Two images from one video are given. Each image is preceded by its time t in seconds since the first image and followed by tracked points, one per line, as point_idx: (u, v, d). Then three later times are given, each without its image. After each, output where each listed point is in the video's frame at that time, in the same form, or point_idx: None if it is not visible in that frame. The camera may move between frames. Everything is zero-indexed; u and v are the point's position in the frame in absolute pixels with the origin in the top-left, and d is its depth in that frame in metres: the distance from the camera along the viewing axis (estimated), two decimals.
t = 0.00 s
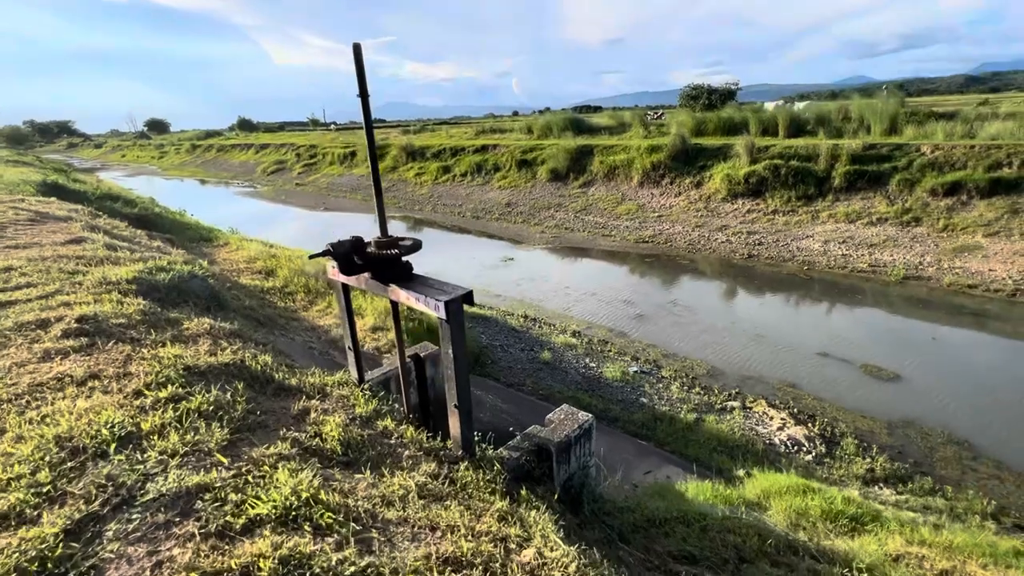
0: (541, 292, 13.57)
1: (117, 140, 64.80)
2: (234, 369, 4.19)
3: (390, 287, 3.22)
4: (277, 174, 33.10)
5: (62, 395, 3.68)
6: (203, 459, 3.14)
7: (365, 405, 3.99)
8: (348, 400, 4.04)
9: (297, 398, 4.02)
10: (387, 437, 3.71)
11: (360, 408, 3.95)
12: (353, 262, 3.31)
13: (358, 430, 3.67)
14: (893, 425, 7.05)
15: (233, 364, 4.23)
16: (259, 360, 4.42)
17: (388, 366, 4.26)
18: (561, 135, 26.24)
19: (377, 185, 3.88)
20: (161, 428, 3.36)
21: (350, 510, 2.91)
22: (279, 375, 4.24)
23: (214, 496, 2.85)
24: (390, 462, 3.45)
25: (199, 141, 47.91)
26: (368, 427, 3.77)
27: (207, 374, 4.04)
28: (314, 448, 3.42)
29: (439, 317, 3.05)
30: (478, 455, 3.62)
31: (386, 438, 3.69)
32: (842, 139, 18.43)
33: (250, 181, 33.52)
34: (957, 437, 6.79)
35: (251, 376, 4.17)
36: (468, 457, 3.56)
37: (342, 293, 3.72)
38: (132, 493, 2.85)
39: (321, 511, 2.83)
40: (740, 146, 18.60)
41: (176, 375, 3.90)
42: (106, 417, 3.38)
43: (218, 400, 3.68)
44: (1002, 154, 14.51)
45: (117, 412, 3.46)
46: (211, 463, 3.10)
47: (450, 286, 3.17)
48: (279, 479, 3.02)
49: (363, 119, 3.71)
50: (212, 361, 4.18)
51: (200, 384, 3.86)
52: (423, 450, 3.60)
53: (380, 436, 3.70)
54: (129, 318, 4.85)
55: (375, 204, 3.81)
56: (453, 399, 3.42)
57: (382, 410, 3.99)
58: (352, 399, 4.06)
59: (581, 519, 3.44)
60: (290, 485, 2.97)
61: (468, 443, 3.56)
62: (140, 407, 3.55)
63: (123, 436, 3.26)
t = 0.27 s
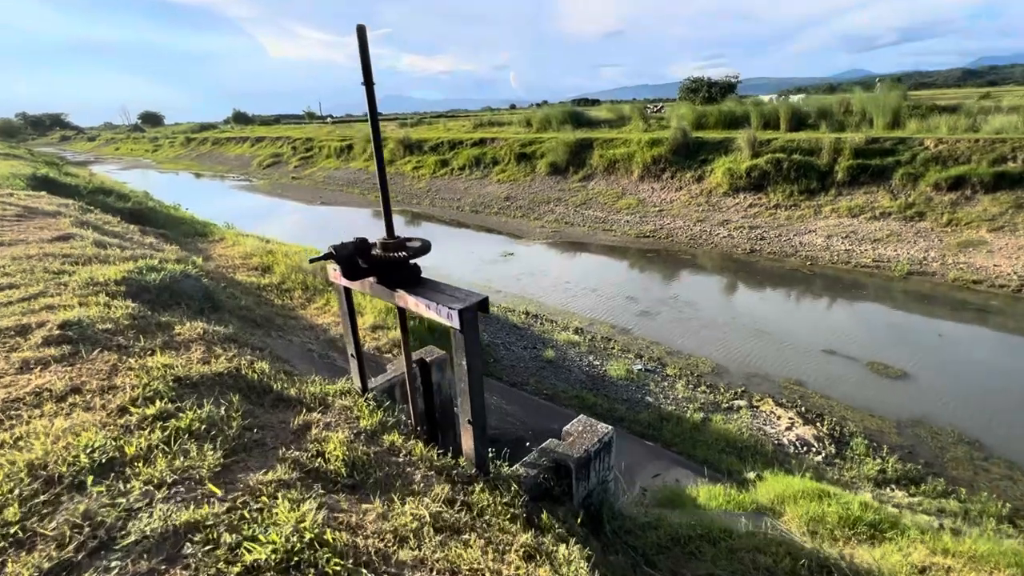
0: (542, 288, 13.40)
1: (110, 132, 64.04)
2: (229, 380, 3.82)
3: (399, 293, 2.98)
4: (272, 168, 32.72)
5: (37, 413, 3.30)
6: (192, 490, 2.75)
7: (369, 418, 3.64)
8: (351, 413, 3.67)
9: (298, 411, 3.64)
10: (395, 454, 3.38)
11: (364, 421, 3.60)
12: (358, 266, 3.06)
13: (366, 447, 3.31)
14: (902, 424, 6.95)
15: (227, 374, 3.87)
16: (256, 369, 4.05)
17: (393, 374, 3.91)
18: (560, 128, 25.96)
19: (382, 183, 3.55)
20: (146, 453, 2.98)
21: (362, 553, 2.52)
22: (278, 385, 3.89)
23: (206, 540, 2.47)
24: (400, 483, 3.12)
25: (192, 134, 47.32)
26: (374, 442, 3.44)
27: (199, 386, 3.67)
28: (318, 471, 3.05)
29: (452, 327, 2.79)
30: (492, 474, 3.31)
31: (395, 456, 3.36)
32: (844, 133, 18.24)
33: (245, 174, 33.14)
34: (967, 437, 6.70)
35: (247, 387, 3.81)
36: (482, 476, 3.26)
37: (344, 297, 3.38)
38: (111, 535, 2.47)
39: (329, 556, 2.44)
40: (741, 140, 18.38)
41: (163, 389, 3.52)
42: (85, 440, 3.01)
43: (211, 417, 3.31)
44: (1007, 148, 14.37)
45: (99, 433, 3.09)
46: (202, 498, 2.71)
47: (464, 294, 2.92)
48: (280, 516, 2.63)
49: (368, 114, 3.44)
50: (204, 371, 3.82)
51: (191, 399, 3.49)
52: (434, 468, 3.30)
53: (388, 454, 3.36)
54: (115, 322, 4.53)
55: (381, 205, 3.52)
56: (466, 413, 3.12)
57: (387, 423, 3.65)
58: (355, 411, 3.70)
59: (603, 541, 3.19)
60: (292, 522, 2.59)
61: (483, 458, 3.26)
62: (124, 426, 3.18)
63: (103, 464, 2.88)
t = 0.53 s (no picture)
0: (540, 280, 13.27)
1: (97, 124, 62.87)
2: (225, 392, 3.66)
3: (407, 300, 2.81)
4: (264, 160, 32.25)
5: (19, 435, 3.09)
6: (188, 524, 2.58)
7: (375, 429, 3.46)
8: (354, 423, 3.53)
9: (300, 425, 3.50)
10: (405, 470, 3.21)
11: (370, 433, 3.42)
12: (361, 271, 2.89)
13: (374, 463, 3.16)
14: (905, 417, 6.95)
15: (223, 385, 3.71)
16: (252, 378, 3.89)
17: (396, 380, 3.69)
18: (556, 118, 25.68)
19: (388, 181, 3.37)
20: (137, 480, 2.79)
21: None
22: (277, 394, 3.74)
23: None
24: (414, 502, 2.94)
25: (182, 126, 46.51)
26: (382, 457, 3.27)
27: (193, 400, 3.50)
28: (324, 492, 2.91)
29: (466, 335, 2.63)
30: (508, 489, 3.15)
31: (405, 471, 3.19)
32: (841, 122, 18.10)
33: (237, 167, 32.64)
34: (969, 428, 6.72)
35: (244, 399, 3.66)
36: (498, 490, 3.10)
37: (346, 302, 3.21)
38: None
39: None
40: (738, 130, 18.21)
41: (155, 406, 3.33)
42: (70, 466, 2.80)
43: (208, 434, 3.14)
44: (1004, 137, 14.30)
45: (83, 457, 2.89)
46: (200, 533, 2.53)
47: (476, 299, 2.76)
48: (284, 553, 2.48)
49: (373, 108, 3.26)
50: (198, 383, 3.64)
51: (185, 414, 3.31)
52: (446, 484, 3.13)
53: (397, 468, 3.21)
54: (104, 327, 4.36)
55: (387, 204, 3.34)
56: (481, 426, 2.98)
57: (394, 433, 3.48)
58: (361, 423, 3.52)
59: (624, 557, 3.06)
60: (299, 562, 2.43)
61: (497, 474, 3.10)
62: (113, 446, 2.99)
63: (90, 492, 2.68)
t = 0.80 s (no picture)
0: (529, 271, 13.14)
1: (66, 115, 60.65)
2: (210, 402, 3.47)
3: (409, 299, 2.67)
4: (242, 151, 31.40)
5: None
6: (175, 553, 2.42)
7: (375, 437, 3.28)
8: (352, 429, 3.36)
9: (294, 434, 3.33)
10: (410, 481, 3.04)
11: (370, 442, 3.24)
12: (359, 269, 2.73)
13: (378, 475, 2.99)
14: (895, 400, 7.04)
15: (208, 395, 3.52)
16: (240, 385, 3.70)
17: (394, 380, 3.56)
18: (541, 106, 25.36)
19: (385, 174, 3.20)
20: (117, 507, 2.61)
21: None
22: (267, 401, 3.56)
23: None
24: (423, 517, 2.77)
25: (154, 117, 45.01)
26: (384, 468, 3.09)
27: (177, 412, 3.31)
28: (325, 510, 2.75)
29: (474, 337, 2.50)
30: (521, 498, 2.95)
31: (410, 482, 3.02)
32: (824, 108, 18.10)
33: (214, 158, 31.74)
34: (958, 410, 6.84)
35: (233, 407, 3.48)
36: (512, 501, 2.90)
37: (341, 301, 3.05)
38: None
39: None
40: (724, 116, 18.13)
41: (135, 421, 3.13)
42: (42, 495, 2.62)
43: (194, 450, 2.97)
44: (985, 121, 14.43)
45: (56, 484, 2.70)
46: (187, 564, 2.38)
47: (483, 298, 2.63)
48: None
49: (369, 95, 3.06)
50: (181, 393, 3.44)
51: (168, 429, 3.12)
52: (455, 495, 2.95)
53: (401, 480, 3.03)
54: (78, 333, 4.13)
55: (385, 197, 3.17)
56: (491, 433, 2.82)
57: (395, 440, 3.30)
58: (359, 431, 3.34)
59: (641, 564, 2.83)
60: None
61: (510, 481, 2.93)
62: (89, 469, 2.80)
63: (66, 523, 2.51)
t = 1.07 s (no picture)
0: (512, 258, 13.01)
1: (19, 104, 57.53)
2: (188, 416, 3.21)
3: (405, 301, 2.52)
4: (210, 141, 30.26)
5: None
6: None
7: (370, 445, 3.08)
8: (345, 440, 3.13)
9: (283, 447, 3.10)
10: (410, 493, 2.85)
11: (364, 450, 3.05)
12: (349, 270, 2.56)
13: (377, 488, 2.80)
14: (875, 378, 7.21)
15: (185, 410, 3.25)
16: (222, 396, 3.44)
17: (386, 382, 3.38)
18: (518, 90, 24.97)
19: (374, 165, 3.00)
20: (87, 544, 2.39)
21: None
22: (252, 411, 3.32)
23: None
24: (427, 533, 2.60)
25: (115, 105, 42.98)
26: (382, 481, 2.89)
27: (152, 430, 3.05)
28: (323, 532, 2.57)
29: (478, 341, 2.36)
30: (528, 506, 2.77)
31: (411, 494, 2.83)
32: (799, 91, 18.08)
33: (180, 148, 30.51)
34: (934, 386, 7.04)
35: (214, 420, 3.23)
36: (520, 511, 2.73)
37: (329, 301, 2.87)
38: None
39: None
40: (703, 99, 18.06)
41: (104, 443, 2.87)
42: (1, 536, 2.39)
43: (172, 473, 2.73)
44: (954, 103, 14.63)
45: (15, 522, 2.47)
46: None
47: (485, 298, 2.48)
48: None
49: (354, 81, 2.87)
50: (156, 409, 3.18)
51: (142, 449, 2.87)
52: (459, 506, 2.76)
53: (401, 492, 2.84)
54: (39, 342, 3.84)
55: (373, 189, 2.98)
56: (496, 439, 2.67)
57: (392, 447, 3.11)
58: (352, 439, 3.13)
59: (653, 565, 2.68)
60: None
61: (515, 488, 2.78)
62: (54, 501, 2.57)
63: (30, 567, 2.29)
